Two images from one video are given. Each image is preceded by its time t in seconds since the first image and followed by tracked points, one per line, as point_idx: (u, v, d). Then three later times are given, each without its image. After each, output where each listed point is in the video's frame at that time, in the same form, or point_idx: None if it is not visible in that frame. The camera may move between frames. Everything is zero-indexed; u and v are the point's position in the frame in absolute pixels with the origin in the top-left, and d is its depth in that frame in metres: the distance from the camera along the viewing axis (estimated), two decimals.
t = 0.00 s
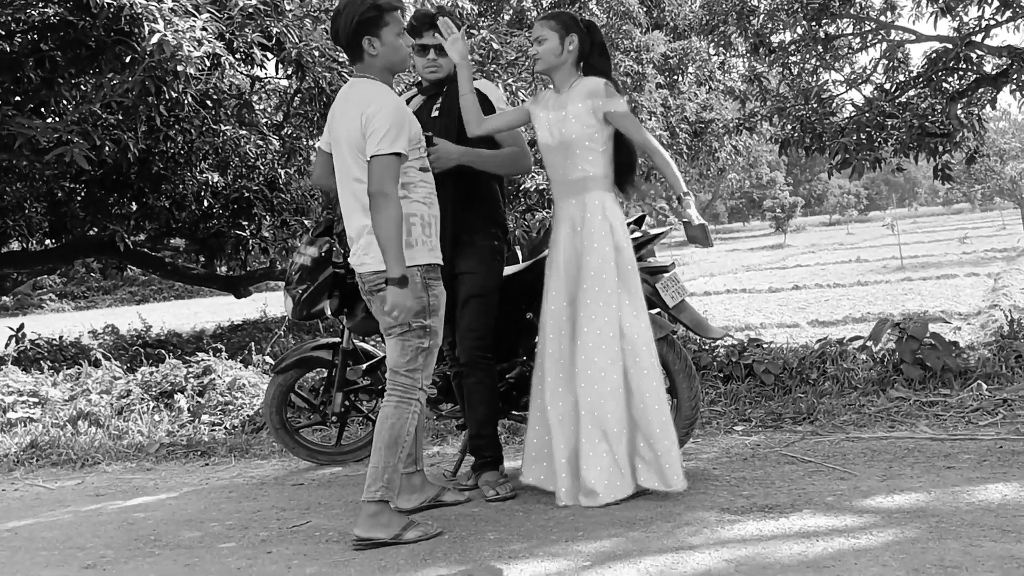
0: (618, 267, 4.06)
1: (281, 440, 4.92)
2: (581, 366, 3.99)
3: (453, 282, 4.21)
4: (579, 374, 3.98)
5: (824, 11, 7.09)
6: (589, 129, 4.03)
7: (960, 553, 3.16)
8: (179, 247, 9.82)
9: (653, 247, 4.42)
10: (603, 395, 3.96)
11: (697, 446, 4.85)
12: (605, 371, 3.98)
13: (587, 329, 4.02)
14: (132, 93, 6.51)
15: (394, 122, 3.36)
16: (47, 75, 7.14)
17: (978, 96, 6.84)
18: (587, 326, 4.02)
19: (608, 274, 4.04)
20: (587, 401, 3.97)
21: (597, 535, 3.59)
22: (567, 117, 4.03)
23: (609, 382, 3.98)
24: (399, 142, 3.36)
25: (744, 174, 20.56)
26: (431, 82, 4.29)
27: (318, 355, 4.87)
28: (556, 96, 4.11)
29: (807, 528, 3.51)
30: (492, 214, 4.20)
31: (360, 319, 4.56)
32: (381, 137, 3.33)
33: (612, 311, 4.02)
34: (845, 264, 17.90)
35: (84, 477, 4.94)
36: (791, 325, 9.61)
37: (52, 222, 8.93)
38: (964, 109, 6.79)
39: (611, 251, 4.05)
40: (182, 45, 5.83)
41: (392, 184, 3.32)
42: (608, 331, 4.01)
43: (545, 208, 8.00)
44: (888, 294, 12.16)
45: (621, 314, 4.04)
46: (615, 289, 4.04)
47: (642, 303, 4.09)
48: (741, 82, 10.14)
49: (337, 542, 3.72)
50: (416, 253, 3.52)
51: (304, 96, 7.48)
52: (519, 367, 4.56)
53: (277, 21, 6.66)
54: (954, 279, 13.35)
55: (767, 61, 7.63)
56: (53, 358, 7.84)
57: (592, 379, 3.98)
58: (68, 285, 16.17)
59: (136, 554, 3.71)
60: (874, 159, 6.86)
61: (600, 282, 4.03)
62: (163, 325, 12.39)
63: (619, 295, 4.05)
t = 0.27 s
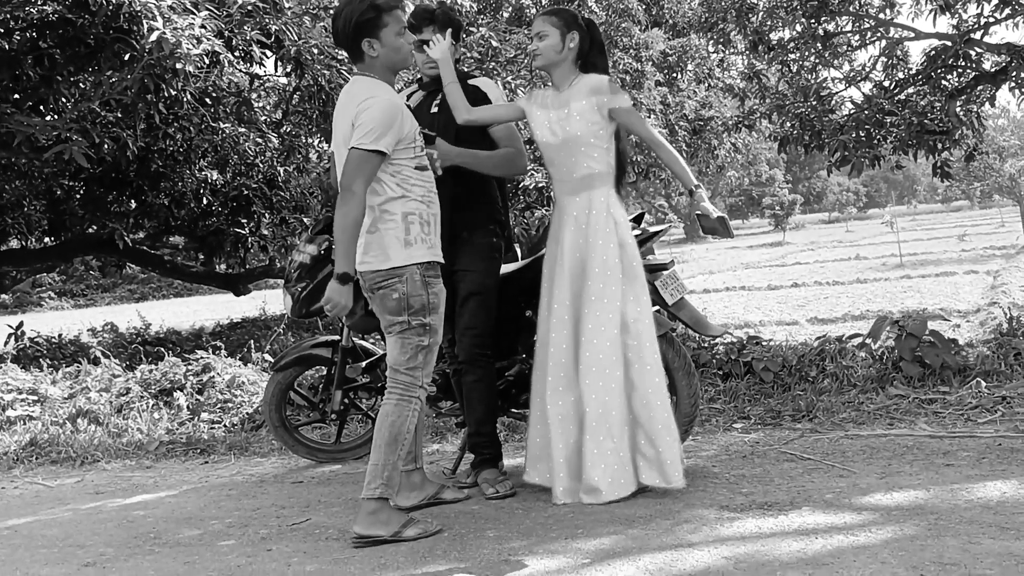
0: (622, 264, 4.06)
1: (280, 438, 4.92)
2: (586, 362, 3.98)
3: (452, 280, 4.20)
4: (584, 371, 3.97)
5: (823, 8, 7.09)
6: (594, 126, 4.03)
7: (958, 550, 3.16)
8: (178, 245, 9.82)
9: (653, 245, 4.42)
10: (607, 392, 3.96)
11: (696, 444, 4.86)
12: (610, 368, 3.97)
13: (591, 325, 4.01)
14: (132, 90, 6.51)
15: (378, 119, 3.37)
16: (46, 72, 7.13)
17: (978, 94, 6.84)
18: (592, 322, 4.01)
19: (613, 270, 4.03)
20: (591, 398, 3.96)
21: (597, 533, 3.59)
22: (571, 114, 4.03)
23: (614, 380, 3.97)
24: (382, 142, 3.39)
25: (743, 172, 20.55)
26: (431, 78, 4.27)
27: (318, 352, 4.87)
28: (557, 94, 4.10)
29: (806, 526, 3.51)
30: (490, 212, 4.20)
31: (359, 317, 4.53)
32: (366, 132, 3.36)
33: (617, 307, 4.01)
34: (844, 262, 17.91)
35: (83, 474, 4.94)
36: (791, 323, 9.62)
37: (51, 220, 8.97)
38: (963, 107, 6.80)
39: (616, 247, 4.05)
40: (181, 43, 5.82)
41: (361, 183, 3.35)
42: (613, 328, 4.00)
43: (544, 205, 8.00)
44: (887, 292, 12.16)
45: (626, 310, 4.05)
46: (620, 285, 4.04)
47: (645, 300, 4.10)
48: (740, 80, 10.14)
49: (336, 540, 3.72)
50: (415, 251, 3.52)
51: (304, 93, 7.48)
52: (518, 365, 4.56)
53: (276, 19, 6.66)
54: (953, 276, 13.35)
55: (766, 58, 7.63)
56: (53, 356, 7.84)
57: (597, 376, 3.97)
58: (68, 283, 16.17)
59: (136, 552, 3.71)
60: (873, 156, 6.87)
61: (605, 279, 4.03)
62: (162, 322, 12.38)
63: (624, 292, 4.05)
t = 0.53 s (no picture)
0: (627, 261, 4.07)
1: (280, 437, 4.92)
2: (591, 359, 3.98)
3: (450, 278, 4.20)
4: (589, 368, 3.96)
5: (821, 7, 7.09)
6: (599, 123, 4.04)
7: (958, 550, 3.16)
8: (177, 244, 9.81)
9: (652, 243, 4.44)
10: (612, 389, 3.95)
11: (695, 443, 4.86)
12: (616, 365, 3.97)
13: (596, 322, 4.01)
14: (131, 89, 6.51)
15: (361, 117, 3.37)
16: (44, 71, 7.12)
17: (977, 93, 6.84)
18: (597, 319, 4.01)
19: (618, 267, 4.03)
20: (596, 395, 3.95)
21: (596, 532, 3.60)
22: (576, 111, 4.03)
23: (619, 377, 3.97)
24: (366, 138, 3.37)
25: (742, 171, 20.56)
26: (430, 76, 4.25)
27: (317, 352, 4.87)
28: (559, 91, 4.10)
29: (805, 525, 3.52)
30: (490, 210, 4.20)
31: (358, 316, 4.54)
32: (350, 128, 3.35)
33: (622, 304, 4.01)
34: (842, 261, 17.91)
35: (83, 474, 4.94)
36: (789, 322, 9.62)
37: (51, 219, 8.98)
38: (962, 106, 6.81)
39: (621, 244, 4.06)
40: (180, 42, 5.82)
41: (344, 178, 3.33)
42: (618, 325, 4.00)
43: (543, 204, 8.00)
44: (886, 291, 12.17)
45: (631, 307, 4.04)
46: (625, 282, 4.03)
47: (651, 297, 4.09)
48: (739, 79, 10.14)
49: (336, 539, 3.72)
50: (409, 251, 3.52)
51: (303, 92, 7.48)
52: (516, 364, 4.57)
53: (275, 18, 6.65)
54: (952, 275, 13.35)
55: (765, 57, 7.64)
56: (52, 355, 7.84)
57: (602, 373, 3.96)
58: (68, 283, 16.17)
59: (135, 551, 3.71)
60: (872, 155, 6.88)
61: (610, 276, 4.02)
62: (161, 322, 12.38)
63: (629, 289, 4.05)
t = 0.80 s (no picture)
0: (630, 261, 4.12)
1: (281, 437, 4.95)
2: (597, 359, 4.01)
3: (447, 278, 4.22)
4: (596, 367, 3.99)
5: (818, 9, 7.13)
6: (603, 122, 4.06)
7: (953, 548, 3.20)
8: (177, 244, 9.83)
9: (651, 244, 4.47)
10: (618, 388, 4.00)
11: (693, 443, 4.90)
12: (621, 364, 4.01)
13: (601, 321, 4.04)
14: (132, 91, 6.54)
15: (341, 128, 3.38)
16: (45, 73, 7.15)
17: (972, 94, 6.88)
18: (602, 319, 4.04)
19: (622, 267, 4.08)
20: (602, 394, 3.99)
21: (595, 531, 3.63)
22: (579, 110, 4.05)
23: (624, 375, 4.01)
24: (347, 146, 3.38)
25: (739, 172, 20.60)
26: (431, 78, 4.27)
27: (318, 352, 4.89)
28: (560, 92, 4.11)
29: (802, 524, 3.55)
30: (488, 212, 4.24)
31: (359, 316, 4.54)
32: (334, 139, 3.38)
33: (627, 304, 4.06)
34: (839, 261, 17.97)
35: (85, 473, 4.97)
36: (787, 322, 9.67)
37: (52, 220, 9.00)
38: (958, 107, 6.86)
39: (624, 244, 4.10)
40: (181, 44, 5.84)
41: (335, 190, 3.36)
42: (623, 324, 4.04)
43: (542, 205, 8.04)
44: (883, 291, 12.21)
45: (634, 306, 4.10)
46: (628, 282, 4.08)
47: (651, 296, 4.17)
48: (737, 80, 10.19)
49: (337, 538, 3.75)
50: (396, 254, 3.54)
51: (303, 94, 7.51)
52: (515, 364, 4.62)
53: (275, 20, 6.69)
54: (948, 276, 13.40)
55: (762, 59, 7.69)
56: (52, 355, 7.86)
57: (607, 373, 4.00)
58: (66, 283, 16.17)
59: (138, 550, 3.73)
60: (868, 156, 6.93)
61: (614, 276, 4.06)
62: (160, 322, 12.41)
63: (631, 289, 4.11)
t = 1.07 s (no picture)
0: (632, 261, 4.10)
1: (279, 439, 4.92)
2: (602, 360, 3.99)
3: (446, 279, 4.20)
4: (601, 368, 3.98)
5: (818, 10, 7.11)
6: (607, 122, 4.06)
7: (954, 551, 3.19)
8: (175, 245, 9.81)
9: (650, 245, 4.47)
10: (623, 389, 3.98)
11: (693, 445, 4.88)
12: (626, 365, 3.99)
13: (605, 322, 4.02)
14: (129, 92, 6.52)
15: (321, 140, 3.39)
16: (43, 74, 7.13)
17: (972, 95, 6.87)
18: (606, 320, 4.02)
19: (626, 267, 4.06)
20: (608, 395, 3.97)
21: (594, 534, 3.61)
22: (584, 110, 4.04)
23: (629, 376, 3.99)
24: (329, 159, 3.37)
25: (739, 173, 20.58)
26: (431, 79, 4.27)
27: (316, 353, 4.88)
28: (562, 91, 4.10)
29: (803, 526, 3.54)
30: (486, 214, 4.21)
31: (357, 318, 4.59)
32: (320, 154, 3.39)
33: (630, 304, 4.04)
34: (838, 262, 17.96)
35: (82, 475, 4.95)
36: (787, 323, 9.65)
37: (50, 221, 8.87)
38: (957, 108, 6.85)
39: (627, 244, 4.08)
40: (179, 45, 5.82)
41: (335, 208, 3.37)
42: (628, 324, 4.02)
43: (541, 206, 8.02)
44: (882, 293, 12.19)
45: (638, 306, 4.08)
46: (632, 282, 4.06)
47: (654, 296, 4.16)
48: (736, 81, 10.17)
49: (335, 541, 3.73)
50: (376, 258, 3.56)
51: (301, 94, 7.49)
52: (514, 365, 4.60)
53: (273, 20, 6.67)
54: (948, 277, 13.38)
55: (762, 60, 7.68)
56: (50, 357, 7.84)
57: (613, 373, 3.98)
58: (65, 284, 16.15)
59: (135, 553, 3.72)
60: (868, 157, 6.91)
61: (618, 276, 4.05)
62: (158, 324, 12.39)
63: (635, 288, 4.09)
